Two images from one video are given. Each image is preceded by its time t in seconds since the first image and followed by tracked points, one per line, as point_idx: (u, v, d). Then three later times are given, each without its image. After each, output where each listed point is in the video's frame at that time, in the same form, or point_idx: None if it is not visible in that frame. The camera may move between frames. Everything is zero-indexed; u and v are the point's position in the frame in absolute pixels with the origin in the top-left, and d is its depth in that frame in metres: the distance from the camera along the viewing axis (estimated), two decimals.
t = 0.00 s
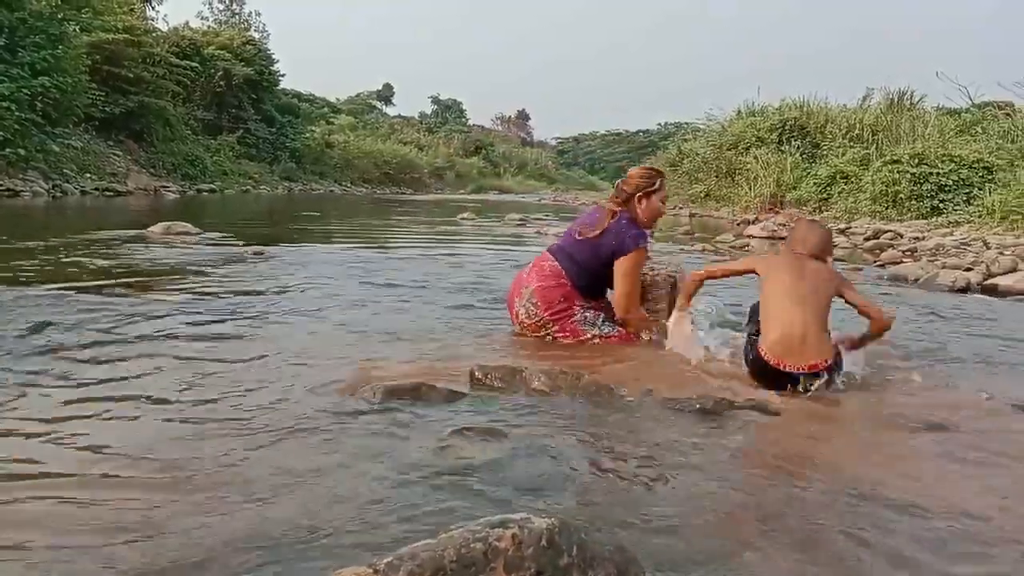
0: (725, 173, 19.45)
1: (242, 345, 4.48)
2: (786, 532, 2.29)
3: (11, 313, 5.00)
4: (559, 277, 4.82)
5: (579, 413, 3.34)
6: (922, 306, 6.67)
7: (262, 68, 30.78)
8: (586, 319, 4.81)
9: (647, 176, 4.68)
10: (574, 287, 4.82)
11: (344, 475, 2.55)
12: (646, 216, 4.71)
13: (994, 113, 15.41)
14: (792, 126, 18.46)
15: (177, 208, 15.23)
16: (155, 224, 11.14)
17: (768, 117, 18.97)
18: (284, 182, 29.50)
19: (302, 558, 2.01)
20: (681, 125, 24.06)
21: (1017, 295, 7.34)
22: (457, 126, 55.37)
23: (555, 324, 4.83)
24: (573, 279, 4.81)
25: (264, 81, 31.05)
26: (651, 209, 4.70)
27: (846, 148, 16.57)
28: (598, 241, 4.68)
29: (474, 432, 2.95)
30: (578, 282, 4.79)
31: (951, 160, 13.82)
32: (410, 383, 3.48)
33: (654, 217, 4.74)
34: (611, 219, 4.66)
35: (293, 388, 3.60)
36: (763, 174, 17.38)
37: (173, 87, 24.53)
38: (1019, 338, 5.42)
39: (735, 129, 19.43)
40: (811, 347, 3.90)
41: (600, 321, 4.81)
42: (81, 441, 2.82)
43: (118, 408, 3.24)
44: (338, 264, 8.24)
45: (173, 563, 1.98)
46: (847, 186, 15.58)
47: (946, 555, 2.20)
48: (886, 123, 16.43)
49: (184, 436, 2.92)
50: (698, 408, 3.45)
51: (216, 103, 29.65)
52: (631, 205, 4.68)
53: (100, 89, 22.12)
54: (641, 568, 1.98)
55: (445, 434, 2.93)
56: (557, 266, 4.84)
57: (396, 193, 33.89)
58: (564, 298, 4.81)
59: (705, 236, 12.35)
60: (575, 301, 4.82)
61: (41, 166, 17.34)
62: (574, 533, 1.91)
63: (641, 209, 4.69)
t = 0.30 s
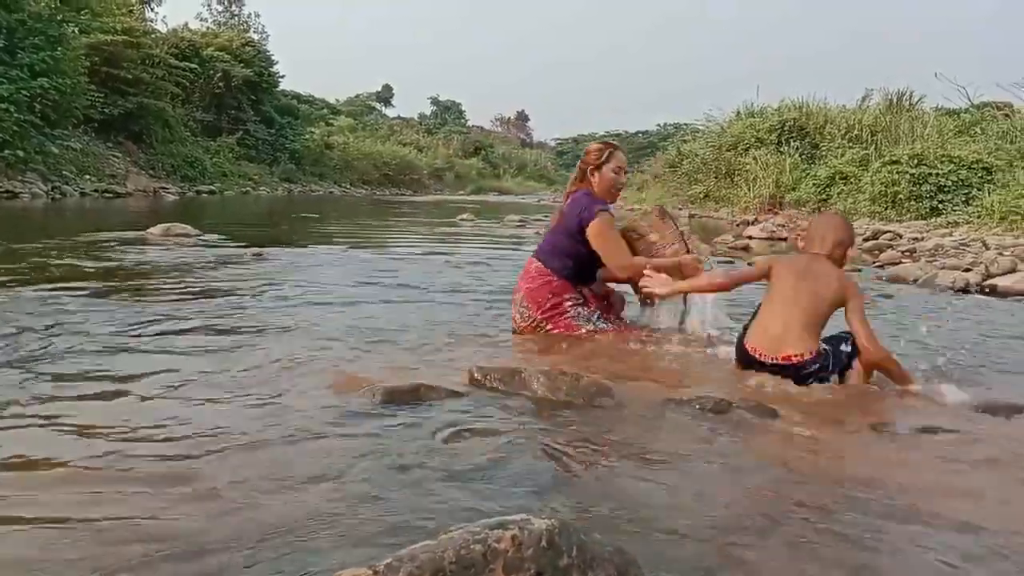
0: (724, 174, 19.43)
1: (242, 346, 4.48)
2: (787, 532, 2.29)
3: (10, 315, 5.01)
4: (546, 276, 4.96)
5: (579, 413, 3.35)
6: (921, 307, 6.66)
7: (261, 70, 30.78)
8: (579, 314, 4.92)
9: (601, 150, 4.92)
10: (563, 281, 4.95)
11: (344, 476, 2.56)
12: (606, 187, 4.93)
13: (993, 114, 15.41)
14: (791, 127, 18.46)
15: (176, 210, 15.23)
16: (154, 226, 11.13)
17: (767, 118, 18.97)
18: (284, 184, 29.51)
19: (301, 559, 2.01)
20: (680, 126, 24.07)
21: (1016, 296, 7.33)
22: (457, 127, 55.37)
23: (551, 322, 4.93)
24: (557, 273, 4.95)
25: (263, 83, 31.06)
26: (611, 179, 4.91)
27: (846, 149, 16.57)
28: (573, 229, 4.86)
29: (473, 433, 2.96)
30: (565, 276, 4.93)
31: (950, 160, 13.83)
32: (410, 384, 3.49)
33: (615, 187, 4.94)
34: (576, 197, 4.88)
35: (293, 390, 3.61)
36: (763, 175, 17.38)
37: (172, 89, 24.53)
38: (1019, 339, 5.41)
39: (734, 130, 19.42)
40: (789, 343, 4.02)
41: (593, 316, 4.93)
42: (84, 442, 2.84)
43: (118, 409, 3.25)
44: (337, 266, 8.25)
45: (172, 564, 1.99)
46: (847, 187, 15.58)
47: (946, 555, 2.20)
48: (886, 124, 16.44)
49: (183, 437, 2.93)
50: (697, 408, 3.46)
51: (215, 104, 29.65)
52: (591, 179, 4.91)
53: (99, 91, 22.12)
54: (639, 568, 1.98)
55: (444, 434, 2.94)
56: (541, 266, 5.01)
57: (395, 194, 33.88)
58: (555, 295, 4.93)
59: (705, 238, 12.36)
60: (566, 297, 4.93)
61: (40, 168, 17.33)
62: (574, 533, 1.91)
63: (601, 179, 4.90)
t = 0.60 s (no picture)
0: (723, 175, 19.42)
1: (241, 348, 4.48)
2: (788, 534, 2.30)
3: (10, 317, 5.01)
4: (537, 278, 5.03)
5: (581, 414, 3.35)
6: (919, 308, 6.68)
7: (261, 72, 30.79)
8: (571, 312, 4.94)
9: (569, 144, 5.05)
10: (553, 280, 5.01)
11: (346, 478, 2.56)
12: (576, 182, 5.04)
13: (992, 114, 15.42)
14: (791, 128, 18.46)
15: (176, 212, 15.23)
16: (153, 228, 11.13)
17: (767, 118, 18.96)
18: (283, 186, 29.52)
19: (302, 560, 2.02)
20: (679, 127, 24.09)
21: (1015, 296, 7.34)
22: (456, 128, 55.42)
23: (546, 322, 4.97)
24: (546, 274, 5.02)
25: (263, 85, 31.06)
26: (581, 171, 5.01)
27: (845, 150, 16.58)
28: (552, 226, 4.96)
29: (473, 434, 2.97)
30: (554, 276, 5.00)
31: (950, 161, 13.84)
32: (410, 386, 3.49)
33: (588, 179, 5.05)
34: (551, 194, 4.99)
35: (294, 391, 3.61)
36: (762, 176, 17.38)
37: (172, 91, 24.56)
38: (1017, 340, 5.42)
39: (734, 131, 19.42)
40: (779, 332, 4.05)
41: (584, 314, 4.94)
42: (85, 444, 2.85)
43: (118, 411, 3.25)
44: (336, 267, 8.25)
45: (171, 567, 1.99)
46: (847, 188, 15.58)
47: (948, 557, 2.20)
48: (885, 125, 16.45)
49: (183, 439, 2.94)
50: (695, 409, 3.47)
51: (215, 106, 29.66)
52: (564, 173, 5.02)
53: (99, 93, 22.14)
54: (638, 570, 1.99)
55: (444, 435, 2.95)
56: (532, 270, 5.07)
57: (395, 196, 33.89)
58: (547, 295, 4.99)
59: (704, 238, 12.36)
60: (557, 296, 4.98)
61: (40, 170, 17.33)
62: (572, 535, 1.91)
63: (573, 171, 5.01)
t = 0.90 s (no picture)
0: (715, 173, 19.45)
1: (231, 347, 4.46)
2: (778, 532, 2.30)
3: None
4: (525, 284, 5.02)
5: (571, 413, 3.35)
6: (909, 305, 6.70)
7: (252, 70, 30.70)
8: (558, 315, 4.90)
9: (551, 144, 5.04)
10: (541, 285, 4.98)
11: (333, 477, 2.55)
12: (562, 181, 5.01)
13: (982, 113, 15.48)
14: (782, 126, 18.51)
15: (166, 211, 15.16)
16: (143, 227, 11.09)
17: (758, 117, 18.99)
18: (275, 184, 29.44)
19: (291, 559, 2.01)
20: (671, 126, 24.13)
21: (1004, 293, 7.38)
22: (448, 126, 55.36)
23: (535, 327, 4.94)
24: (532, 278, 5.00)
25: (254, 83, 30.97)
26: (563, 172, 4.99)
27: (836, 148, 16.63)
28: (531, 233, 4.97)
29: (463, 433, 2.96)
30: (541, 281, 4.97)
31: (940, 159, 13.90)
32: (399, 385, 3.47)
33: (573, 178, 5.01)
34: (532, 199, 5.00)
35: (284, 390, 3.59)
36: (753, 174, 17.42)
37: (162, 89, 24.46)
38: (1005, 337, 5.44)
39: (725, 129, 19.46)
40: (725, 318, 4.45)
41: (572, 316, 4.89)
42: (73, 442, 2.83)
43: (107, 410, 3.23)
44: (327, 266, 8.23)
45: (159, 566, 1.98)
46: (837, 186, 15.63)
47: (936, 555, 2.21)
48: (876, 123, 16.51)
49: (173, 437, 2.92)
50: (685, 408, 3.47)
51: (205, 104, 29.57)
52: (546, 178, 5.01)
53: (88, 91, 22.04)
54: (626, 568, 1.99)
55: (434, 434, 2.94)
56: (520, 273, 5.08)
57: (387, 194, 33.84)
58: (534, 300, 4.96)
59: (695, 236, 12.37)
60: (545, 300, 4.94)
61: (30, 169, 17.24)
62: (560, 534, 1.91)
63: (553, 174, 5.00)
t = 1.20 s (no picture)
0: (706, 172, 19.47)
1: (221, 348, 4.44)
2: (767, 530, 2.31)
3: None
4: (507, 284, 5.06)
5: (560, 412, 3.35)
6: (898, 303, 6.73)
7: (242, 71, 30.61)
8: (534, 318, 4.90)
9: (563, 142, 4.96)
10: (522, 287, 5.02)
11: (322, 477, 2.54)
12: (570, 182, 4.91)
13: (971, 111, 15.54)
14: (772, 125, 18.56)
15: (156, 212, 15.10)
16: (133, 228, 11.03)
17: (748, 116, 19.00)
18: (266, 185, 29.38)
19: (280, 560, 2.00)
20: (662, 125, 24.15)
21: (993, 291, 7.42)
22: (439, 126, 55.31)
23: (513, 328, 4.99)
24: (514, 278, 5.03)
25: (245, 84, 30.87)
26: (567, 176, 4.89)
27: (827, 147, 16.68)
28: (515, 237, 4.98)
29: (452, 434, 2.96)
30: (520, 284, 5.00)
31: (930, 157, 13.97)
32: (389, 385, 3.47)
33: (580, 179, 4.90)
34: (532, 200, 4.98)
35: (274, 391, 3.58)
36: (744, 173, 17.47)
37: (152, 90, 24.35)
38: (993, 334, 5.47)
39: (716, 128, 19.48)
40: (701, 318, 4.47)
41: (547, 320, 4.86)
42: (61, 443, 2.82)
43: (95, 411, 3.21)
44: (317, 266, 8.22)
45: (146, 568, 1.97)
46: (828, 185, 15.68)
47: (925, 552, 2.22)
48: (866, 122, 16.57)
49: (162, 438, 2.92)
50: (674, 407, 3.48)
51: (196, 105, 29.46)
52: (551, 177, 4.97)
53: (78, 92, 21.94)
54: (614, 567, 1.98)
55: (424, 435, 2.93)
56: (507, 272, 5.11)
57: (378, 195, 33.80)
58: (512, 300, 5.01)
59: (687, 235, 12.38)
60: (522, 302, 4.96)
61: (19, 170, 17.13)
62: (549, 533, 1.91)
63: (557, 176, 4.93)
